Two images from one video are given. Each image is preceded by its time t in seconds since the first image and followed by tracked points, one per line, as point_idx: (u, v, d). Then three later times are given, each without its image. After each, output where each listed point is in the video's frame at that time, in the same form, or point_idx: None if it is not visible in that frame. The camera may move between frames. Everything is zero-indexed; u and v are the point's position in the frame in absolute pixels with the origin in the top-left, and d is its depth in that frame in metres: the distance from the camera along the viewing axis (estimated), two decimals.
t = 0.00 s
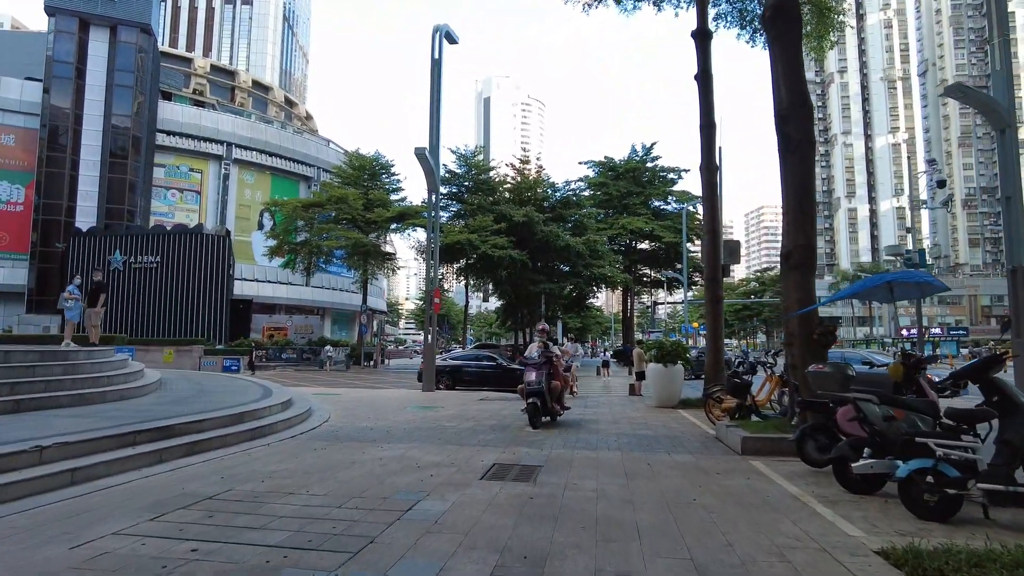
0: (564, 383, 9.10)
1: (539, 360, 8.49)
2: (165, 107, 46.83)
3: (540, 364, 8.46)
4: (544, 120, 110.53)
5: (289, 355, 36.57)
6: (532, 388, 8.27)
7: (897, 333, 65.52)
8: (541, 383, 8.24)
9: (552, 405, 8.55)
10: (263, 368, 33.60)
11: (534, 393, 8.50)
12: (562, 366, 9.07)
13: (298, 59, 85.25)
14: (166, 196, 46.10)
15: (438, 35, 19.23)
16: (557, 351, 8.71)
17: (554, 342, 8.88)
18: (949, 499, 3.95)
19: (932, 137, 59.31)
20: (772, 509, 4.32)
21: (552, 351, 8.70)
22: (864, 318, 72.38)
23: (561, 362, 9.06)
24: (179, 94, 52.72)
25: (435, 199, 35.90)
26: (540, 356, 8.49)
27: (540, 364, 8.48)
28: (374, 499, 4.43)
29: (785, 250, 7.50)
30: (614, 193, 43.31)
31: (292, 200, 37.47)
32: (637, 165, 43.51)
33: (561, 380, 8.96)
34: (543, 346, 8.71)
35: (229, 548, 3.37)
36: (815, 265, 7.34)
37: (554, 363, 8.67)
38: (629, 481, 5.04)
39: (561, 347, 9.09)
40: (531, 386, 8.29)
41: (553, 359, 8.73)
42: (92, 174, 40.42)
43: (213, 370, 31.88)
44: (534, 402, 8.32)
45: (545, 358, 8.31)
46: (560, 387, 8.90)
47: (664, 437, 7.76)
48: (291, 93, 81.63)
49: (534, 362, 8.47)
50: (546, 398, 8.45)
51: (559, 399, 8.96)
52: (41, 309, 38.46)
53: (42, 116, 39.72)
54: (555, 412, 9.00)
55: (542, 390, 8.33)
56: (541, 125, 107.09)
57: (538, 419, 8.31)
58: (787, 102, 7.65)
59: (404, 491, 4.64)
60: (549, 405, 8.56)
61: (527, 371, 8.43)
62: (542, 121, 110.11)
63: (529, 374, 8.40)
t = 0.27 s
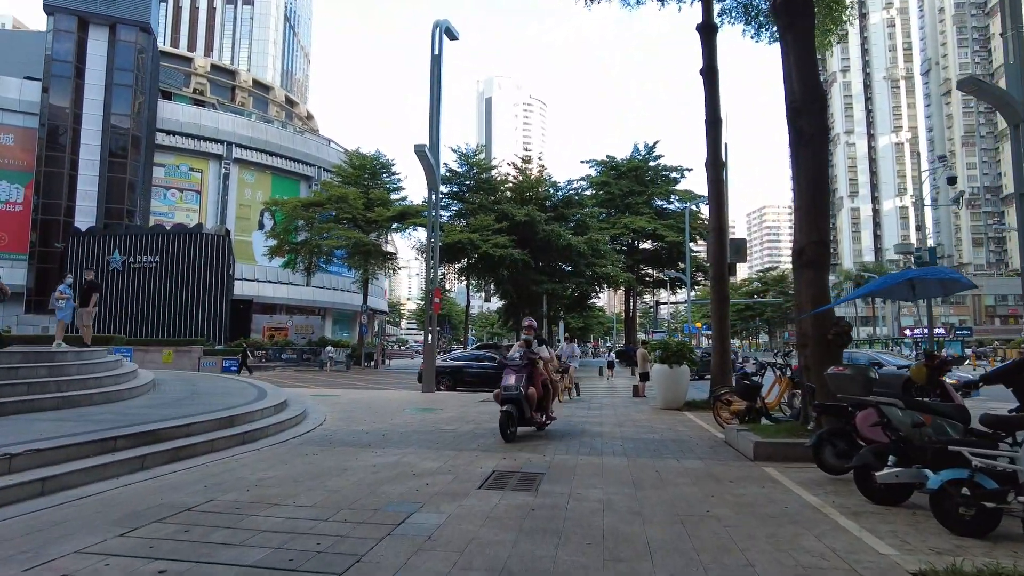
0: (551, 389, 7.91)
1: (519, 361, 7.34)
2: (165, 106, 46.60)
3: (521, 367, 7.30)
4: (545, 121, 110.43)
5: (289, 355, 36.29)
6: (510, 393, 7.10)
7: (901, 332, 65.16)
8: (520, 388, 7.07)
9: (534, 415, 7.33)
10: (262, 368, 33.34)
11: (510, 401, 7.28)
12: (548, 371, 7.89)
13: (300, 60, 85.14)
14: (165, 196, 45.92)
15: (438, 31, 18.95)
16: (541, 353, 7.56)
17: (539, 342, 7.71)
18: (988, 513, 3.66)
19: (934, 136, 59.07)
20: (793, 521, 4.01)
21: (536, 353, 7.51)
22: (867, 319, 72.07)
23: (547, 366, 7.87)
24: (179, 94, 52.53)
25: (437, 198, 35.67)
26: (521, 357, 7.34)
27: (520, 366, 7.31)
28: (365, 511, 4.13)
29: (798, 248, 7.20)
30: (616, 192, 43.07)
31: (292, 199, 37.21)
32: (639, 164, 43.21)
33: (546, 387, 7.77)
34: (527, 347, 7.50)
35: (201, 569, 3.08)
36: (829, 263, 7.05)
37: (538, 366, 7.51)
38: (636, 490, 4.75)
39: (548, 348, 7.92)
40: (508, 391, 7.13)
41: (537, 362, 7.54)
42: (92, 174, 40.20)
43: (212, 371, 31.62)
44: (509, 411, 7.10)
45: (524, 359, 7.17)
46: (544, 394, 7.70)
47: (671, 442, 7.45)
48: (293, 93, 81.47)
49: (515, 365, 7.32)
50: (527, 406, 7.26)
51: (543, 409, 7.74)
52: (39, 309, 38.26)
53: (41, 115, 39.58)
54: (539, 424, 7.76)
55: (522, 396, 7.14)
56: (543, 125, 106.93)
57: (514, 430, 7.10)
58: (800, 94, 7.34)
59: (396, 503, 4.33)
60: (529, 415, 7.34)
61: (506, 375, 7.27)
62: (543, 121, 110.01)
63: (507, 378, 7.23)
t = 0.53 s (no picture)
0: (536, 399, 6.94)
1: (499, 363, 6.43)
2: (170, 105, 46.46)
3: (501, 370, 6.40)
4: (551, 120, 110.18)
5: (293, 354, 36.06)
6: (485, 399, 6.19)
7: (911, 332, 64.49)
8: (496, 394, 6.17)
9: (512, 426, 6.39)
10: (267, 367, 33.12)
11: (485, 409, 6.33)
12: (535, 376, 6.95)
13: (306, 59, 85.08)
14: (170, 194, 45.70)
15: (442, 24, 18.64)
16: (527, 355, 6.64)
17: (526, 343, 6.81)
18: None
19: (944, 134, 58.46)
20: (825, 535, 3.67)
21: (519, 357, 6.57)
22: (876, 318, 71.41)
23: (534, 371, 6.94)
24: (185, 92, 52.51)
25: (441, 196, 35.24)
26: (500, 359, 6.43)
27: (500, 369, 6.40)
28: (357, 524, 3.80)
29: (818, 240, 6.83)
30: (622, 190, 42.66)
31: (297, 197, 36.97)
32: (646, 162, 42.84)
33: (530, 394, 6.82)
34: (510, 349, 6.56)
35: None
36: (851, 257, 6.67)
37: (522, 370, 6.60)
38: (652, 501, 4.41)
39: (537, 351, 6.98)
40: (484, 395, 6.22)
41: (520, 367, 6.59)
42: (96, 172, 40.10)
43: (216, 371, 31.43)
44: (482, 420, 6.15)
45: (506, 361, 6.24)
46: (527, 403, 6.74)
47: (685, 445, 7.11)
48: (299, 92, 81.43)
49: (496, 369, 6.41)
50: (505, 414, 6.32)
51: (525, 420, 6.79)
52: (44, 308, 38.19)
53: (45, 113, 39.53)
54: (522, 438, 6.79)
55: (500, 403, 6.23)
56: (549, 125, 106.67)
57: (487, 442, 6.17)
58: (819, 79, 6.95)
59: (393, 514, 4.02)
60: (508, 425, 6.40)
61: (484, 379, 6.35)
62: (549, 120, 109.78)
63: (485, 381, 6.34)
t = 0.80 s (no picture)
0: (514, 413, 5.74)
1: (471, 368, 5.24)
2: (174, 104, 46.39)
3: (472, 376, 5.21)
4: (557, 120, 110.02)
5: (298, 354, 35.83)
6: (453, 413, 4.94)
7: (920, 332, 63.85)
8: (466, 406, 4.94)
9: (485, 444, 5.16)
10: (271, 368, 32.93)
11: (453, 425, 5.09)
12: (513, 384, 5.78)
13: (312, 59, 85.10)
14: (176, 194, 45.75)
15: (447, 20, 18.37)
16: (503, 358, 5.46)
17: (502, 346, 5.64)
18: None
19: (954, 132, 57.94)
20: (859, 556, 3.34)
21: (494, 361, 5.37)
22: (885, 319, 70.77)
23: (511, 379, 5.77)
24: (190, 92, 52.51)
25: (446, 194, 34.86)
26: (473, 363, 5.24)
27: (472, 375, 5.21)
28: (348, 541, 3.51)
29: (837, 237, 6.50)
30: (629, 189, 42.28)
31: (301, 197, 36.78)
32: (653, 160, 42.44)
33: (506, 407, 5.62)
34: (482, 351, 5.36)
35: None
36: (874, 253, 6.34)
37: (498, 377, 5.41)
38: (666, 515, 4.09)
39: (514, 356, 5.82)
40: (451, 408, 4.98)
41: (494, 373, 5.40)
42: (101, 172, 40.01)
43: (221, 371, 31.28)
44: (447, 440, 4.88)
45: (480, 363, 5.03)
46: (502, 417, 5.52)
47: (699, 452, 6.77)
48: (305, 93, 81.46)
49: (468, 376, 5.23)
50: (476, 432, 5.08)
51: (499, 438, 5.57)
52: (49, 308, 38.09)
53: (50, 113, 39.47)
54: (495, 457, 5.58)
55: (472, 418, 5.00)
56: (554, 125, 106.50)
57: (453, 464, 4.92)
58: (839, 66, 6.60)
59: (387, 529, 3.73)
60: (479, 443, 5.18)
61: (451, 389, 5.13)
62: (555, 120, 109.64)
63: (451, 392, 5.10)
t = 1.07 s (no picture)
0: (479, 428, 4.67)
1: (422, 374, 4.16)
2: (175, 103, 46.18)
3: (424, 384, 4.11)
4: (561, 120, 109.79)
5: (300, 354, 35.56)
6: (396, 432, 3.85)
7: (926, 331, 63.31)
8: (413, 422, 3.85)
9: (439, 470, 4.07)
10: (271, 368, 32.63)
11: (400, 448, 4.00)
12: (476, 392, 4.70)
13: (315, 59, 84.97)
14: (176, 194, 45.55)
15: (448, 14, 18.05)
16: (462, 362, 4.37)
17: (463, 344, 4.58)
18: None
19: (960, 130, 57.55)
20: None
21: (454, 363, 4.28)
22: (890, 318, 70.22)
23: (474, 388, 4.69)
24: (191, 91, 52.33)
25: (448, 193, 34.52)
26: (425, 367, 4.15)
27: (424, 384, 4.12)
28: (327, 560, 3.17)
29: (856, 230, 6.15)
30: (633, 188, 41.86)
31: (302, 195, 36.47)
32: (658, 158, 42.06)
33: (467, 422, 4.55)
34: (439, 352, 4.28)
35: None
36: (895, 248, 5.99)
37: (458, 386, 4.32)
38: (678, 529, 3.75)
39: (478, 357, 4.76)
40: (394, 426, 3.89)
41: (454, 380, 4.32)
42: (102, 171, 39.77)
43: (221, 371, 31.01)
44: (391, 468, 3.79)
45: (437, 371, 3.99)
46: (463, 436, 4.45)
47: (709, 457, 6.41)
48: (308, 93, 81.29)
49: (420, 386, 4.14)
50: (429, 457, 3.99)
51: (460, 461, 4.49)
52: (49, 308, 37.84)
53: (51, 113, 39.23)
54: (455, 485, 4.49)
55: (422, 438, 3.92)
56: (558, 124, 106.25)
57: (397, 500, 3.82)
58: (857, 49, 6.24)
59: (372, 546, 3.39)
60: (433, 470, 4.09)
61: (397, 402, 4.04)
62: (559, 120, 109.44)
63: (395, 404, 4.01)
